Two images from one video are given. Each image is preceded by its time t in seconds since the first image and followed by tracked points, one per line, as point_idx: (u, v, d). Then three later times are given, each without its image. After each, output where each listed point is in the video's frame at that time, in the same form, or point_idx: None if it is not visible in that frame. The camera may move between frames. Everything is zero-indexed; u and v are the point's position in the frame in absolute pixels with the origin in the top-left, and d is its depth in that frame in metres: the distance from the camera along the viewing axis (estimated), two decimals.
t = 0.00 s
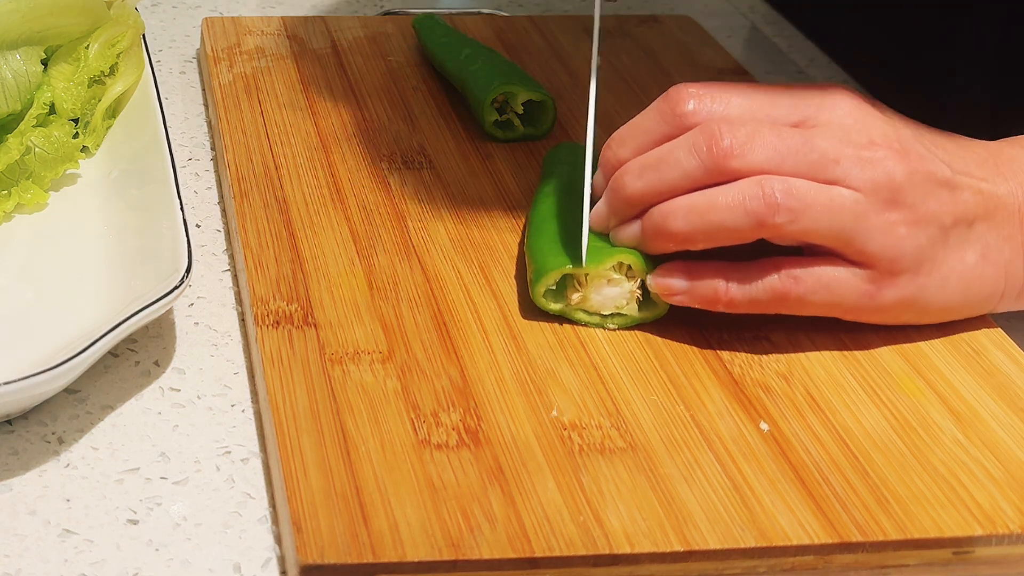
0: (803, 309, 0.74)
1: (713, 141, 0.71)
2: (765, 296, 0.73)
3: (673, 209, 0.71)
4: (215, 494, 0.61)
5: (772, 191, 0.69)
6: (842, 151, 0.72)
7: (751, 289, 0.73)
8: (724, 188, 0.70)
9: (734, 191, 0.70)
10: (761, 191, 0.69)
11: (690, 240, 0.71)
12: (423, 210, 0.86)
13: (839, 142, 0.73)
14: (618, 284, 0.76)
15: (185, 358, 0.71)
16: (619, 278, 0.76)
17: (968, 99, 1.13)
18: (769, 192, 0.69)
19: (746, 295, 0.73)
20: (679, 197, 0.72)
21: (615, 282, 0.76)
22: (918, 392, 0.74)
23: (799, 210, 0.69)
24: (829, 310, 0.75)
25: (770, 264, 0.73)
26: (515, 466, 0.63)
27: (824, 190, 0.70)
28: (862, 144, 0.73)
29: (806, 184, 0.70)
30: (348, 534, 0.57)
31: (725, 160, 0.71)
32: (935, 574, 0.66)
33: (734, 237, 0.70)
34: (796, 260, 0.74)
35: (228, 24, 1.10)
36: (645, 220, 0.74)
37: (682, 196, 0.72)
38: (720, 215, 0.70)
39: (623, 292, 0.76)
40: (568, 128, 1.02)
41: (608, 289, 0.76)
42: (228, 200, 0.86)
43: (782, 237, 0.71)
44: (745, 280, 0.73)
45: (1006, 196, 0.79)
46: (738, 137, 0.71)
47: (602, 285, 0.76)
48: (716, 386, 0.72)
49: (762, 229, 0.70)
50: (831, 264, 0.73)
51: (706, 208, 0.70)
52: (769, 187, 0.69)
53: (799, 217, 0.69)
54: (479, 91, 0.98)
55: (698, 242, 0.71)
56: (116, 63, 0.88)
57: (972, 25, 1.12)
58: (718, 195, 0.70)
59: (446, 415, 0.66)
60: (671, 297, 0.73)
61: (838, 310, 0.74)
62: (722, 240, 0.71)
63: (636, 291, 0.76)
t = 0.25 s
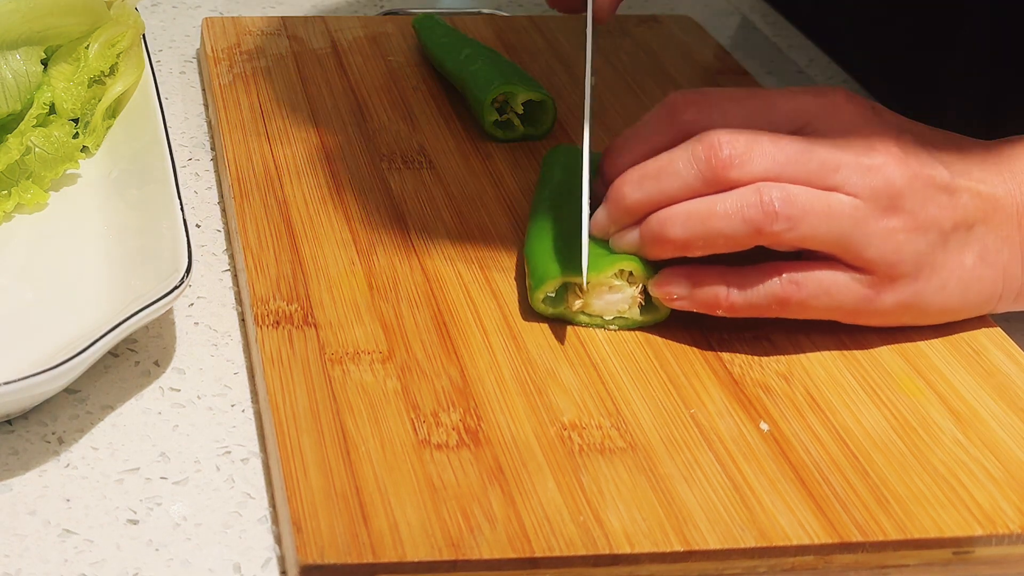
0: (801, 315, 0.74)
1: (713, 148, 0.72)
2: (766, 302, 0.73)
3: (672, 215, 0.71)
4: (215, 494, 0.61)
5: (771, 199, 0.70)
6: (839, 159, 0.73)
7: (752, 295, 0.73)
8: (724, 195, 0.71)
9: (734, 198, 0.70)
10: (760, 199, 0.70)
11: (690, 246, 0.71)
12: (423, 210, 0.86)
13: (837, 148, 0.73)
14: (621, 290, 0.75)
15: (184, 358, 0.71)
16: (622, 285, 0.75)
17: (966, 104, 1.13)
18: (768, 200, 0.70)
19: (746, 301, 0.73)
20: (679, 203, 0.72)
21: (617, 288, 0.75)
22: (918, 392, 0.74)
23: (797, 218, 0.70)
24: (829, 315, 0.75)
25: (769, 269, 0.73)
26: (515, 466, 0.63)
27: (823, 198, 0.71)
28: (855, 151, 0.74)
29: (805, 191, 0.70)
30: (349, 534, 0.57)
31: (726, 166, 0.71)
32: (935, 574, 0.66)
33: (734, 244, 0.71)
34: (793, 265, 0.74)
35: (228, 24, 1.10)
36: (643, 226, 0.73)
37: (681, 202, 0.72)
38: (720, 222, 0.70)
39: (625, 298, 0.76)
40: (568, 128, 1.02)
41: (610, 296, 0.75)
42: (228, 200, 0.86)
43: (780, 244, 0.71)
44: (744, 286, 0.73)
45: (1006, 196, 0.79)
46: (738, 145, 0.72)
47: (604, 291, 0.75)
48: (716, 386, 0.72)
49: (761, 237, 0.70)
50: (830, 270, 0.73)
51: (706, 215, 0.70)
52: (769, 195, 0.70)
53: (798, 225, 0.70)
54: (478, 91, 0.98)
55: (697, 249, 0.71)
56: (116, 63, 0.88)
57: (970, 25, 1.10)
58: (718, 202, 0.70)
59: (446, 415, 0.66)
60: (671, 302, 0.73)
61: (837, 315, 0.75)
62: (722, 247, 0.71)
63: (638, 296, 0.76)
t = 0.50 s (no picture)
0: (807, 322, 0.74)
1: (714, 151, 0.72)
2: (773, 311, 0.72)
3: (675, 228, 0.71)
4: (215, 494, 0.61)
5: (775, 210, 0.69)
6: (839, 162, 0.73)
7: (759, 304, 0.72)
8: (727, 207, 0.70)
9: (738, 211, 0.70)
10: (763, 210, 0.69)
11: (694, 258, 0.70)
12: (423, 210, 0.86)
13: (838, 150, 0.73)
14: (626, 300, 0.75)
15: (184, 359, 0.71)
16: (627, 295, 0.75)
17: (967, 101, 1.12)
18: (772, 211, 0.69)
19: (753, 310, 0.72)
20: (680, 212, 0.71)
21: (622, 299, 0.75)
22: (918, 392, 0.74)
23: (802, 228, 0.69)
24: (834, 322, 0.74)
25: (774, 278, 0.73)
26: (515, 466, 0.63)
27: (827, 206, 0.70)
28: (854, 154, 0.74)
29: (807, 200, 0.70)
30: (349, 534, 0.57)
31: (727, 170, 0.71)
32: (935, 574, 0.66)
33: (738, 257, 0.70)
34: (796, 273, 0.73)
35: (228, 24, 1.10)
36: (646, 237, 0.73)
37: (684, 214, 0.71)
38: (724, 235, 0.69)
39: (630, 309, 0.75)
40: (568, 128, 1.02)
41: (615, 307, 0.75)
42: (228, 200, 0.86)
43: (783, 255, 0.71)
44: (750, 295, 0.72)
45: (1006, 197, 0.79)
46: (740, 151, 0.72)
47: (609, 303, 0.75)
48: (716, 386, 0.72)
49: (766, 248, 0.70)
50: (835, 277, 0.73)
51: (709, 228, 0.70)
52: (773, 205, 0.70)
53: (801, 235, 0.69)
54: (478, 91, 0.98)
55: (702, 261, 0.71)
56: (116, 63, 0.88)
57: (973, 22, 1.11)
58: (721, 215, 0.70)
59: (446, 415, 0.66)
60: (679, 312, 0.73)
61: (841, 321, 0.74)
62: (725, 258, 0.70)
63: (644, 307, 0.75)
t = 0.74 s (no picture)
0: (809, 335, 0.74)
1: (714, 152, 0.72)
2: (779, 329, 0.73)
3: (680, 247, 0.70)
4: (215, 494, 0.61)
5: (782, 228, 0.68)
6: (843, 161, 0.72)
7: (765, 323, 0.72)
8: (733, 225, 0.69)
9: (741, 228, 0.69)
10: (768, 227, 0.68)
11: (700, 277, 0.70)
12: (424, 210, 0.86)
13: (840, 150, 0.73)
14: (634, 314, 0.74)
15: (185, 358, 0.71)
16: (634, 310, 0.74)
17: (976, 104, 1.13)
18: (778, 229, 0.68)
19: (760, 329, 0.72)
20: (683, 226, 0.70)
21: (631, 313, 0.74)
22: (918, 393, 0.74)
23: (807, 246, 0.68)
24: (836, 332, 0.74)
25: (780, 298, 0.73)
26: (515, 466, 0.63)
27: (827, 219, 0.69)
28: (862, 152, 0.73)
29: (812, 216, 0.69)
30: (348, 534, 0.57)
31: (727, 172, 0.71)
32: (935, 574, 0.66)
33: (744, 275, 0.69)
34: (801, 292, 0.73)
35: (229, 23, 1.10)
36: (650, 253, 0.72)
37: (689, 232, 0.70)
38: (730, 254, 0.68)
39: (639, 323, 0.74)
40: (568, 128, 1.02)
41: (625, 321, 0.74)
42: (228, 200, 0.86)
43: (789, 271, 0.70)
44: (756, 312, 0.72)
45: (1006, 199, 0.79)
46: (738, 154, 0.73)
47: (618, 318, 0.74)
48: (716, 387, 0.72)
49: (773, 267, 0.69)
50: (840, 295, 0.73)
51: (715, 247, 0.69)
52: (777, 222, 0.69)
53: (808, 253, 0.68)
54: (480, 92, 0.97)
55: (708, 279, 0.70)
56: (116, 63, 0.88)
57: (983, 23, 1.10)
58: (727, 233, 0.69)
59: (446, 415, 0.66)
60: (686, 330, 0.72)
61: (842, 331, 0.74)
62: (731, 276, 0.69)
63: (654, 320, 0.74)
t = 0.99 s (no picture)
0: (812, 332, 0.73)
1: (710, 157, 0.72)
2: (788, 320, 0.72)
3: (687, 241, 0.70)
4: (215, 494, 0.61)
5: (786, 220, 0.68)
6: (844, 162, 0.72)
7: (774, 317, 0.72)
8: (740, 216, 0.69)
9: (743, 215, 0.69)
10: (772, 219, 0.68)
11: (707, 272, 0.70)
12: (424, 210, 0.86)
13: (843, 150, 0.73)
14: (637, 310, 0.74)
15: (184, 359, 0.71)
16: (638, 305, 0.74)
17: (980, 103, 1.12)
18: (783, 221, 0.68)
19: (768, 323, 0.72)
20: (687, 222, 0.70)
21: (635, 309, 0.74)
22: (918, 393, 0.74)
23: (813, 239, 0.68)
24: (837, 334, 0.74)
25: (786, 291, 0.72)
26: (515, 466, 0.63)
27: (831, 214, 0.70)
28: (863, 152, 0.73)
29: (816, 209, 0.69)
30: (348, 534, 0.57)
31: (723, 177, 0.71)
32: (935, 574, 0.66)
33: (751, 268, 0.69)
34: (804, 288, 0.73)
35: (228, 24, 1.10)
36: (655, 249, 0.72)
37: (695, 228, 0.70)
38: (737, 248, 0.68)
39: (641, 319, 0.74)
40: (568, 128, 1.02)
41: (629, 317, 0.74)
42: (228, 200, 0.86)
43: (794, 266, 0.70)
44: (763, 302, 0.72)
45: (1005, 198, 0.79)
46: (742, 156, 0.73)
47: (622, 313, 0.74)
48: (716, 386, 0.72)
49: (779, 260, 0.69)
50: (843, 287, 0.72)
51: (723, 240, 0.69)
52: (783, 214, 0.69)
53: (814, 245, 0.69)
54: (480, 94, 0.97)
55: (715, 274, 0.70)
56: (116, 63, 0.88)
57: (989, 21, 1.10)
58: (733, 227, 0.69)
59: (446, 415, 0.66)
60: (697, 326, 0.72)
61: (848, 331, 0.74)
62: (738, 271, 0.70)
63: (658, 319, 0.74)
